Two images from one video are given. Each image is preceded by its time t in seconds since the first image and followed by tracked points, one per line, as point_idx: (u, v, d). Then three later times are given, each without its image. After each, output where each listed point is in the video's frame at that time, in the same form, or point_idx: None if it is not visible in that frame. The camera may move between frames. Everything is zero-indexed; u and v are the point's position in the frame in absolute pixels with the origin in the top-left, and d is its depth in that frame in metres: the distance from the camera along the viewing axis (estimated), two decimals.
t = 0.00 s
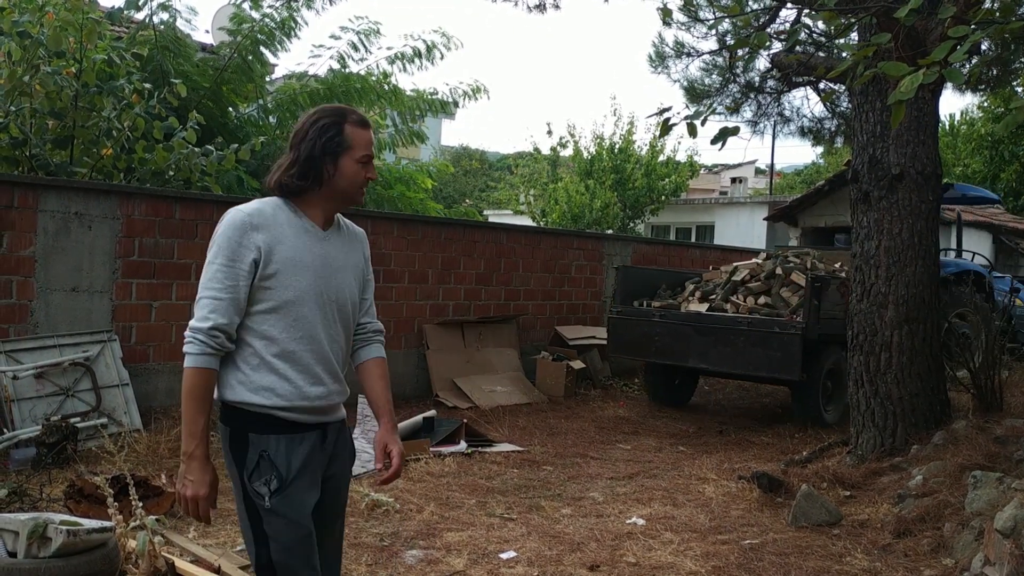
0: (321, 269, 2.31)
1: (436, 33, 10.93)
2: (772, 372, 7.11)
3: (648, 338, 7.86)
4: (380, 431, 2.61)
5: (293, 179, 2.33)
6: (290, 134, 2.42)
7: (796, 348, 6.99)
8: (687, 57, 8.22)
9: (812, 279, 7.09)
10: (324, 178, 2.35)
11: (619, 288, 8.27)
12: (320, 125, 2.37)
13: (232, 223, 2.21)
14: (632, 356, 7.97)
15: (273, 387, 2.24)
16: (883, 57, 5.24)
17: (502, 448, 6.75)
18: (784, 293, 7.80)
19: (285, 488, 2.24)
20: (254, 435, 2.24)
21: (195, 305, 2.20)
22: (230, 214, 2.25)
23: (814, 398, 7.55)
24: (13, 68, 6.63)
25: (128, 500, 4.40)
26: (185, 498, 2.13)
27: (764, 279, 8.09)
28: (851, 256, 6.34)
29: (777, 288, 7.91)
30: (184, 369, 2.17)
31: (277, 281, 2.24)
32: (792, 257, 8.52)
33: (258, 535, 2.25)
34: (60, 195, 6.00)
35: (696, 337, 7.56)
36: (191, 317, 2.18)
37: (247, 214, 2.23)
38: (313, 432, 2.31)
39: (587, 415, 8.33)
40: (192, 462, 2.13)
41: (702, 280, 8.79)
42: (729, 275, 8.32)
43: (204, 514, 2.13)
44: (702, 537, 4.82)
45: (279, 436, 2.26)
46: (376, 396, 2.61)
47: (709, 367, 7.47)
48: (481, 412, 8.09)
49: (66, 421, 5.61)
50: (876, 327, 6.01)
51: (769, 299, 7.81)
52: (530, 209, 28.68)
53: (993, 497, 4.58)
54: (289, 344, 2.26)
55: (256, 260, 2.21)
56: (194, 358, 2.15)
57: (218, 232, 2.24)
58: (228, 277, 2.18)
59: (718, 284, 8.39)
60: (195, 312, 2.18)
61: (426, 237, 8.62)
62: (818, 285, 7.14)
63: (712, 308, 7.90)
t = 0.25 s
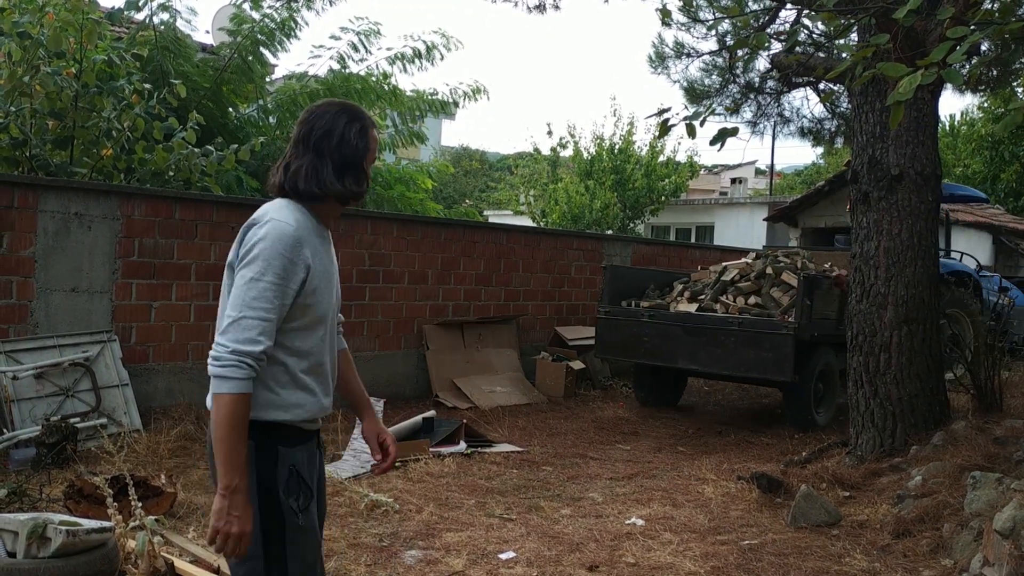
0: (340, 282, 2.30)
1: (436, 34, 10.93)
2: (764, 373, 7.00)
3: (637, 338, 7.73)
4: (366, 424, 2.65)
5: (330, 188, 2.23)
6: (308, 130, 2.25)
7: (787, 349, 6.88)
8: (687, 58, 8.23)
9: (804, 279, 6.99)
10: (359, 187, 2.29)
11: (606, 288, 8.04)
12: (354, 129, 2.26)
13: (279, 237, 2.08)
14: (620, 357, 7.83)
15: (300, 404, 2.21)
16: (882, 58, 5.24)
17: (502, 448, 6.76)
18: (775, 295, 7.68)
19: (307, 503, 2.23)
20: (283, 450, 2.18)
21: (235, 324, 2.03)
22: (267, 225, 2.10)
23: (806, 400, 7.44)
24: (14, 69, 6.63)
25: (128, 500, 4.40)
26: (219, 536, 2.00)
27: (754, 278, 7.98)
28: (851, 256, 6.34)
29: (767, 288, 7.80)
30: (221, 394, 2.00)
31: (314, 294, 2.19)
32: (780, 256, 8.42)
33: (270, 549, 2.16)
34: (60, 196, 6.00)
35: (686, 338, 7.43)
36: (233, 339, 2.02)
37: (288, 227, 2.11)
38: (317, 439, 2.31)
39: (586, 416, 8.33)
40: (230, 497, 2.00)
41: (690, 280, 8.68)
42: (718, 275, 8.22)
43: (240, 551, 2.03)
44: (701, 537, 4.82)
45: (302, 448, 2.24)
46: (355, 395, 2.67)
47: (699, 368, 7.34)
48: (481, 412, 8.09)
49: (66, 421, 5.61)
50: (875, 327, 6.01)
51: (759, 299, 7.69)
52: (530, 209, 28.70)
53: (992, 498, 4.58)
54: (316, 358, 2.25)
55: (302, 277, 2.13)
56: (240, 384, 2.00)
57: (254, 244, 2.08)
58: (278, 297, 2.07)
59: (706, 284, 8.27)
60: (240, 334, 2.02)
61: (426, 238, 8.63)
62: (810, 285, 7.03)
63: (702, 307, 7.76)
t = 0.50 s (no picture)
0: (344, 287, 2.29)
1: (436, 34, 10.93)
2: (755, 375, 6.90)
3: (625, 338, 7.56)
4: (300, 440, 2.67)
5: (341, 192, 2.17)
6: (321, 130, 2.17)
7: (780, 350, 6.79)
8: (687, 58, 8.23)
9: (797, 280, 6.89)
10: (367, 192, 2.24)
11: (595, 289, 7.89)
12: (368, 133, 2.20)
13: (326, 248, 2.03)
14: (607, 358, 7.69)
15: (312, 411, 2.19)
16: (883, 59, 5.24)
17: (502, 449, 6.76)
18: (765, 295, 7.55)
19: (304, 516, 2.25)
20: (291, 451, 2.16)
21: (293, 340, 1.95)
22: (311, 234, 2.03)
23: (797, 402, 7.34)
24: (14, 69, 6.63)
25: (128, 501, 4.39)
26: (342, 554, 1.96)
27: (743, 278, 7.86)
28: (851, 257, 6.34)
29: (757, 288, 7.67)
30: (296, 413, 1.93)
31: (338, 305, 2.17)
32: (769, 257, 8.31)
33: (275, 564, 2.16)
34: (60, 196, 6.00)
35: (675, 339, 7.29)
36: (295, 354, 1.95)
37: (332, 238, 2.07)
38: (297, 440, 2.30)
39: (586, 416, 8.33)
40: (338, 514, 1.96)
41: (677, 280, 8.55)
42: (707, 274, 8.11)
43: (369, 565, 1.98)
44: (701, 538, 4.82)
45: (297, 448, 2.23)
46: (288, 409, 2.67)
47: (689, 370, 7.22)
48: (481, 413, 8.09)
49: (66, 421, 5.61)
50: (875, 328, 6.01)
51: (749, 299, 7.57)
52: (531, 210, 28.71)
53: (992, 499, 4.58)
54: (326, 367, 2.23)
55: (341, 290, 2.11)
56: (316, 400, 1.95)
57: (301, 255, 2.01)
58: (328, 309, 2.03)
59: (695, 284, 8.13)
60: (302, 350, 1.95)
61: (426, 238, 8.62)
62: (803, 286, 6.94)
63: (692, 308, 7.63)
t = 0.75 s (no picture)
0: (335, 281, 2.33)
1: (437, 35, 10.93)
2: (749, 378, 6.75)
3: (615, 340, 7.42)
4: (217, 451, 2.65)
5: (328, 186, 2.21)
6: (305, 126, 2.22)
7: (775, 353, 6.64)
8: (687, 59, 8.23)
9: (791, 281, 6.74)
10: (351, 187, 2.29)
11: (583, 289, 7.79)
12: (353, 129, 2.26)
13: (338, 247, 2.08)
14: (597, 360, 7.53)
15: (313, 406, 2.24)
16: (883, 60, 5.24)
17: (503, 449, 6.76)
18: (757, 295, 7.38)
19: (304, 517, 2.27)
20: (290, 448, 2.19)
21: (319, 341, 2.00)
22: (322, 234, 2.07)
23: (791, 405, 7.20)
24: (15, 69, 6.63)
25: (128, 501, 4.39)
26: (392, 538, 2.07)
27: (735, 278, 7.70)
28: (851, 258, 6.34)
29: (749, 288, 7.51)
30: (333, 411, 2.00)
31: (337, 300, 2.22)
32: (760, 257, 8.15)
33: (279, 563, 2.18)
34: (61, 197, 6.01)
35: (666, 341, 7.15)
36: (323, 354, 1.99)
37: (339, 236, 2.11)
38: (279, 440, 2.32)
39: (586, 417, 8.33)
40: (384, 500, 2.07)
41: (668, 280, 8.41)
42: (698, 274, 7.95)
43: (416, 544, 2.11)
44: (701, 538, 4.82)
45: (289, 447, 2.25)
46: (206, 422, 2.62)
47: (680, 373, 7.07)
48: (481, 413, 8.09)
49: (66, 421, 5.61)
50: (876, 328, 6.01)
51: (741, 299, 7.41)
52: (531, 210, 28.72)
53: (992, 499, 4.58)
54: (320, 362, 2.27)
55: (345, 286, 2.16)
56: (349, 397, 2.02)
57: (314, 254, 2.04)
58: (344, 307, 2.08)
59: (686, 284, 7.99)
60: (329, 349, 2.00)
61: (426, 238, 8.62)
62: (797, 286, 6.78)
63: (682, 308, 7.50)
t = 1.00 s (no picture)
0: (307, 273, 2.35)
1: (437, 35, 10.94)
2: (742, 380, 6.58)
3: (604, 341, 7.24)
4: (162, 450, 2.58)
5: (276, 178, 2.21)
6: (255, 119, 2.21)
7: (769, 354, 6.46)
8: (687, 59, 8.23)
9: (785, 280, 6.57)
10: (302, 179, 2.28)
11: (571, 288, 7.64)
12: (302, 120, 2.24)
13: (298, 238, 2.09)
14: (584, 362, 7.33)
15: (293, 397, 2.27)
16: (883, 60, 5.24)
17: (502, 449, 6.77)
18: (748, 295, 7.22)
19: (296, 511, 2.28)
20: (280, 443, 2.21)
21: (280, 332, 2.04)
22: (282, 226, 2.09)
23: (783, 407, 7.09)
24: (15, 69, 6.64)
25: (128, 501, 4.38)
26: (338, 510, 2.18)
27: (725, 278, 7.54)
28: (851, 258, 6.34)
29: (740, 288, 7.35)
30: (289, 400, 2.05)
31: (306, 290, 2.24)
32: (750, 255, 7.99)
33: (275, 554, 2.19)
34: (61, 197, 6.01)
35: (656, 342, 6.97)
36: (283, 345, 2.04)
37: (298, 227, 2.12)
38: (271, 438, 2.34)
39: (586, 417, 8.33)
40: (333, 478, 2.15)
41: (654, 279, 8.23)
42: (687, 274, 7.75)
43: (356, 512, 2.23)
44: (701, 538, 4.82)
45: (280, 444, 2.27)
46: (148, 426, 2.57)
47: (671, 374, 6.88)
48: (481, 413, 8.10)
49: (66, 421, 5.62)
50: (875, 329, 6.01)
51: (732, 300, 7.22)
52: (532, 210, 28.73)
53: (992, 499, 4.58)
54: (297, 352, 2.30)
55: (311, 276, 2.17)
56: (304, 386, 2.07)
57: (274, 247, 2.06)
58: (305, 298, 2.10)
59: (675, 284, 7.84)
60: (287, 341, 2.05)
61: (426, 238, 8.63)
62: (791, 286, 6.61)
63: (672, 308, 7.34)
